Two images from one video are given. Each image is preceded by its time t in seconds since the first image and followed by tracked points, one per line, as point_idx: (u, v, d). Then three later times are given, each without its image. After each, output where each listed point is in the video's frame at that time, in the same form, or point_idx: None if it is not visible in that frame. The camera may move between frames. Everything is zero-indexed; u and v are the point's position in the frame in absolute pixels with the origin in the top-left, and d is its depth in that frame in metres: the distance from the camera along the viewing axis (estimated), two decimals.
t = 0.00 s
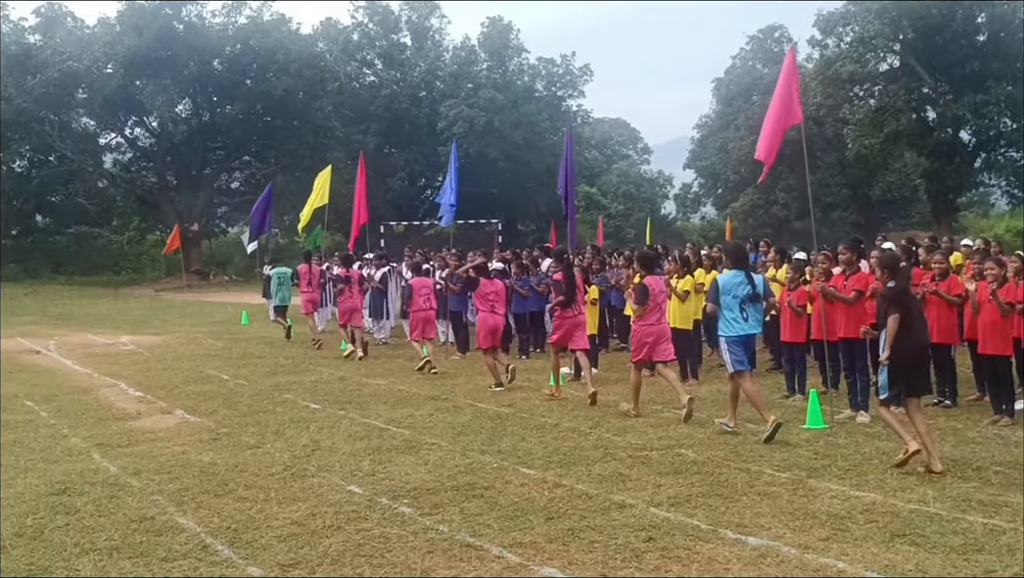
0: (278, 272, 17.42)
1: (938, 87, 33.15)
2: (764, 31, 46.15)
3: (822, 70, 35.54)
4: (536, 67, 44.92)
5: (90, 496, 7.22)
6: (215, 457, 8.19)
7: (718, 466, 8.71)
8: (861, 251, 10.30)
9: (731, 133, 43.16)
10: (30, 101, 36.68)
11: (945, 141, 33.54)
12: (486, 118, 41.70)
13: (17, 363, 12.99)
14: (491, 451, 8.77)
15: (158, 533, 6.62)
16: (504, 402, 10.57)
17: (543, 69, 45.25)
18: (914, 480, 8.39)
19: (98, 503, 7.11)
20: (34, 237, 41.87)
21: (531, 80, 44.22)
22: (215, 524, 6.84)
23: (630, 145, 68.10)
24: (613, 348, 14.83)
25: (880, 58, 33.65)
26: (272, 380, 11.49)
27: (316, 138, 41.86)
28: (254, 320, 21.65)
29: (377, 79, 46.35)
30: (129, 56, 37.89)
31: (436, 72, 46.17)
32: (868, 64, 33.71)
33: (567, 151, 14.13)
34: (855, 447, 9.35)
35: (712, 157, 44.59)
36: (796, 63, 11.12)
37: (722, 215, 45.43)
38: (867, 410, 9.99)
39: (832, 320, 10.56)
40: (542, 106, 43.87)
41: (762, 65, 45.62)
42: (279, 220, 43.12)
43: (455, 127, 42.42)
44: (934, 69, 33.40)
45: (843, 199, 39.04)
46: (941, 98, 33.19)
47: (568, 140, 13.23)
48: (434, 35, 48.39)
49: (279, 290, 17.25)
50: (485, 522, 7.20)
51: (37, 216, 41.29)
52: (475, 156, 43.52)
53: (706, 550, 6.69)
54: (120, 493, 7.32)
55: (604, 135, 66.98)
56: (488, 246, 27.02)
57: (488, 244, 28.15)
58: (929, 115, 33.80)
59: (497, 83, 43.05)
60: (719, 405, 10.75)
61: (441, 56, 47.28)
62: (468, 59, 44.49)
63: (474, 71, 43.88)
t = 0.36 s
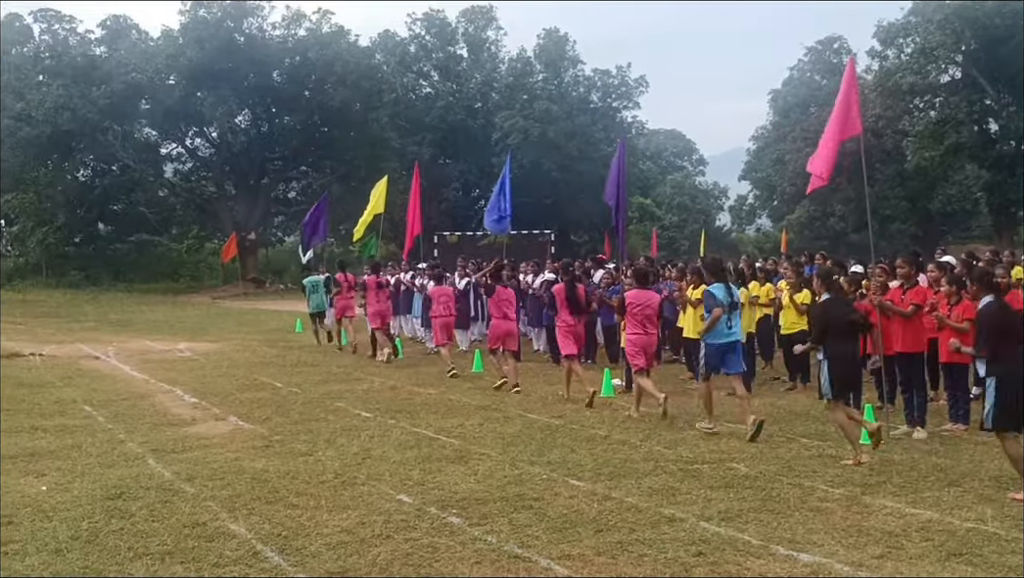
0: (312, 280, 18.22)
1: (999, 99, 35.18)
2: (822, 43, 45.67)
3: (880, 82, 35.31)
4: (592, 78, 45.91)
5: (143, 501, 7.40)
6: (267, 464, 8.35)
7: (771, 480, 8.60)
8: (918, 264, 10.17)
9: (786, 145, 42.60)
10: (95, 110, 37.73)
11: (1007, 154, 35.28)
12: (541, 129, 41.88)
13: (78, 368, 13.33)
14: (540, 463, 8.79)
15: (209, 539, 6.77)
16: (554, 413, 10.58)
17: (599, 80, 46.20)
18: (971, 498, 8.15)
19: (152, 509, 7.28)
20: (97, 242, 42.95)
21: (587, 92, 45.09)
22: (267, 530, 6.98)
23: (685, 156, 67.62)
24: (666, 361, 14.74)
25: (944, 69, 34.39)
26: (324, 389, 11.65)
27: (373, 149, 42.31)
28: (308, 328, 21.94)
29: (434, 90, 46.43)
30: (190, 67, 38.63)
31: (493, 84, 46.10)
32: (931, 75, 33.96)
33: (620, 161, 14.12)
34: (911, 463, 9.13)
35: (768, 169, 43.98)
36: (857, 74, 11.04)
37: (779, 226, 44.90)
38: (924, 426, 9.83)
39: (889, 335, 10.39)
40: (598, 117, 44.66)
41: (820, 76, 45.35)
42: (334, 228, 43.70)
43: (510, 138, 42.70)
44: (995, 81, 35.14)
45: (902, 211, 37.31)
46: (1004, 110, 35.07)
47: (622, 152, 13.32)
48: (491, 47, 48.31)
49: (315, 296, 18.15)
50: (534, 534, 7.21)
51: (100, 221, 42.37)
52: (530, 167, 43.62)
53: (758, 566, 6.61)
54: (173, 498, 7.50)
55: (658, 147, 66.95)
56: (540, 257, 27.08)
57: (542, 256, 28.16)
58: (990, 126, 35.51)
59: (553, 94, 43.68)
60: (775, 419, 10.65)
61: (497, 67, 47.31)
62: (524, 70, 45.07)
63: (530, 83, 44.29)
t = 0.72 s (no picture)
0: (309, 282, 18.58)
1: (1014, 100, 35.11)
2: (836, 44, 45.42)
3: (893, 83, 35.11)
4: (604, 80, 45.34)
5: (155, 503, 7.44)
6: (278, 466, 8.38)
7: (783, 483, 8.57)
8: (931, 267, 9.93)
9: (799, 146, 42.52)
10: (108, 113, 37.85)
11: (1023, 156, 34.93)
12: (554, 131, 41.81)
13: (93, 369, 13.41)
14: (551, 465, 8.80)
15: (221, 541, 6.80)
16: (566, 415, 10.58)
17: (611, 81, 45.61)
18: (984, 501, 8.11)
19: (163, 510, 7.33)
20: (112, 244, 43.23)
21: (599, 93, 44.83)
22: (277, 532, 7.02)
23: (698, 158, 67.46)
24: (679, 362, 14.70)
25: (955, 70, 33.77)
26: (337, 391, 11.66)
27: (385, 150, 42.29)
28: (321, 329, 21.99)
29: (445, 92, 46.39)
30: (203, 70, 38.64)
31: (505, 85, 46.22)
32: (942, 76, 33.49)
33: (632, 163, 14.15)
34: (923, 466, 9.08)
35: (782, 170, 44.34)
36: (870, 76, 11.10)
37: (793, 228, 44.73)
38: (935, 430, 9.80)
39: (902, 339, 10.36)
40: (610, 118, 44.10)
41: (832, 78, 45.08)
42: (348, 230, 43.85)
43: (523, 140, 42.66)
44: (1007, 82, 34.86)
45: (915, 213, 37.67)
46: (1017, 110, 35.03)
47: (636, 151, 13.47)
48: (503, 49, 48.01)
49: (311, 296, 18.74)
50: (544, 537, 7.20)
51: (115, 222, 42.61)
52: (542, 167, 43.65)
53: (768, 570, 6.59)
54: (184, 501, 7.53)
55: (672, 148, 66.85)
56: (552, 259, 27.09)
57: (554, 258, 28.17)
58: (1003, 128, 35.61)
59: (565, 96, 43.63)
60: (788, 421, 10.64)
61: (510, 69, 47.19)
62: (535, 72, 44.30)
63: (541, 85, 43.95)
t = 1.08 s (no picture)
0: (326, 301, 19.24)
1: None
2: (867, 60, 45.14)
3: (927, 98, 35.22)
4: (634, 98, 45.26)
5: (190, 524, 7.48)
6: (311, 487, 8.40)
7: (818, 503, 8.44)
8: (967, 281, 9.69)
9: (832, 163, 42.51)
10: (144, 136, 38.13)
11: None
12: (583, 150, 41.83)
13: (127, 390, 13.56)
14: (584, 485, 8.74)
15: (255, 561, 6.81)
16: (598, 434, 10.53)
17: (641, 99, 45.69)
18: None
19: (198, 530, 7.37)
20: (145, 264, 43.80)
21: (629, 111, 44.76)
22: (310, 552, 7.02)
23: (729, 174, 67.11)
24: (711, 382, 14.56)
25: (990, 84, 33.58)
26: (369, 411, 11.69)
27: (415, 170, 42.52)
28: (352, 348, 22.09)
29: (476, 112, 46.73)
30: (236, 93, 38.89)
31: (535, 104, 46.42)
32: (976, 91, 33.47)
33: (665, 181, 14.07)
34: (961, 486, 8.90)
35: (814, 187, 44.09)
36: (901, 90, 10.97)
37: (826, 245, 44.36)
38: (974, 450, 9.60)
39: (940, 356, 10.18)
40: (640, 136, 43.98)
41: (865, 94, 44.71)
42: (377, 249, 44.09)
43: (552, 159, 42.72)
44: None
45: (950, 229, 37.32)
46: None
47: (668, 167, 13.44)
48: (532, 68, 48.28)
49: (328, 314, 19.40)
50: (578, 557, 7.13)
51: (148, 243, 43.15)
52: (572, 186, 43.66)
53: None
54: (219, 521, 7.57)
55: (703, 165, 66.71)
56: (583, 279, 27.01)
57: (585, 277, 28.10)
58: None
59: (595, 114, 43.68)
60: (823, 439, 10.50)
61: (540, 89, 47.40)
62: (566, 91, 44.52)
63: (572, 104, 44.09)
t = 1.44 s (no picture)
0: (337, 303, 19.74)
1: None
2: (890, 56, 44.80)
3: (950, 94, 34.82)
4: (655, 97, 45.00)
5: (214, 524, 7.51)
6: (334, 487, 8.42)
7: (842, 502, 8.35)
8: (995, 280, 9.60)
9: (854, 161, 42.17)
10: (166, 139, 38.64)
11: None
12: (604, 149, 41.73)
13: (151, 392, 13.66)
14: (607, 485, 8.70)
15: (278, 562, 6.83)
16: (620, 434, 10.48)
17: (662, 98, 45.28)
18: None
19: (222, 531, 7.39)
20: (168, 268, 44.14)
21: (650, 110, 44.56)
22: (334, 552, 7.03)
23: (751, 172, 66.75)
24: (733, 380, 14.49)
25: (1014, 80, 33.09)
26: (391, 411, 11.70)
27: (436, 171, 42.56)
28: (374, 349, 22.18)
29: (497, 112, 46.64)
30: (258, 95, 38.86)
31: (555, 104, 46.37)
32: (1000, 87, 33.07)
33: (686, 179, 13.96)
34: (988, 484, 8.76)
35: (837, 185, 43.80)
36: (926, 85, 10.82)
37: (849, 242, 44.07)
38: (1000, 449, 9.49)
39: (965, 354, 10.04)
40: (661, 135, 43.78)
41: (888, 90, 44.38)
42: (398, 251, 44.20)
43: (573, 159, 42.66)
44: None
45: (974, 226, 37.08)
46: None
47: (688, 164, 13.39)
48: (552, 68, 48.19)
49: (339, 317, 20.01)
50: (600, 557, 7.10)
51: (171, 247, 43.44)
52: (593, 185, 43.57)
53: None
54: (242, 522, 7.59)
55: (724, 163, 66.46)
56: (604, 278, 26.91)
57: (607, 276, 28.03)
58: None
59: (615, 114, 43.55)
60: (848, 439, 10.36)
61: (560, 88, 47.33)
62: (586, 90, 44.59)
63: (592, 103, 44.17)
